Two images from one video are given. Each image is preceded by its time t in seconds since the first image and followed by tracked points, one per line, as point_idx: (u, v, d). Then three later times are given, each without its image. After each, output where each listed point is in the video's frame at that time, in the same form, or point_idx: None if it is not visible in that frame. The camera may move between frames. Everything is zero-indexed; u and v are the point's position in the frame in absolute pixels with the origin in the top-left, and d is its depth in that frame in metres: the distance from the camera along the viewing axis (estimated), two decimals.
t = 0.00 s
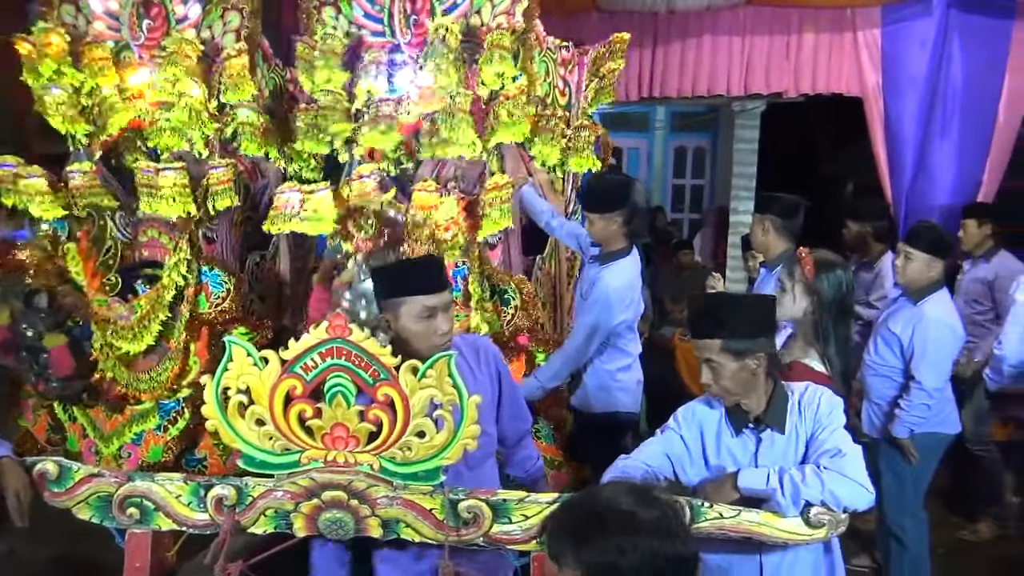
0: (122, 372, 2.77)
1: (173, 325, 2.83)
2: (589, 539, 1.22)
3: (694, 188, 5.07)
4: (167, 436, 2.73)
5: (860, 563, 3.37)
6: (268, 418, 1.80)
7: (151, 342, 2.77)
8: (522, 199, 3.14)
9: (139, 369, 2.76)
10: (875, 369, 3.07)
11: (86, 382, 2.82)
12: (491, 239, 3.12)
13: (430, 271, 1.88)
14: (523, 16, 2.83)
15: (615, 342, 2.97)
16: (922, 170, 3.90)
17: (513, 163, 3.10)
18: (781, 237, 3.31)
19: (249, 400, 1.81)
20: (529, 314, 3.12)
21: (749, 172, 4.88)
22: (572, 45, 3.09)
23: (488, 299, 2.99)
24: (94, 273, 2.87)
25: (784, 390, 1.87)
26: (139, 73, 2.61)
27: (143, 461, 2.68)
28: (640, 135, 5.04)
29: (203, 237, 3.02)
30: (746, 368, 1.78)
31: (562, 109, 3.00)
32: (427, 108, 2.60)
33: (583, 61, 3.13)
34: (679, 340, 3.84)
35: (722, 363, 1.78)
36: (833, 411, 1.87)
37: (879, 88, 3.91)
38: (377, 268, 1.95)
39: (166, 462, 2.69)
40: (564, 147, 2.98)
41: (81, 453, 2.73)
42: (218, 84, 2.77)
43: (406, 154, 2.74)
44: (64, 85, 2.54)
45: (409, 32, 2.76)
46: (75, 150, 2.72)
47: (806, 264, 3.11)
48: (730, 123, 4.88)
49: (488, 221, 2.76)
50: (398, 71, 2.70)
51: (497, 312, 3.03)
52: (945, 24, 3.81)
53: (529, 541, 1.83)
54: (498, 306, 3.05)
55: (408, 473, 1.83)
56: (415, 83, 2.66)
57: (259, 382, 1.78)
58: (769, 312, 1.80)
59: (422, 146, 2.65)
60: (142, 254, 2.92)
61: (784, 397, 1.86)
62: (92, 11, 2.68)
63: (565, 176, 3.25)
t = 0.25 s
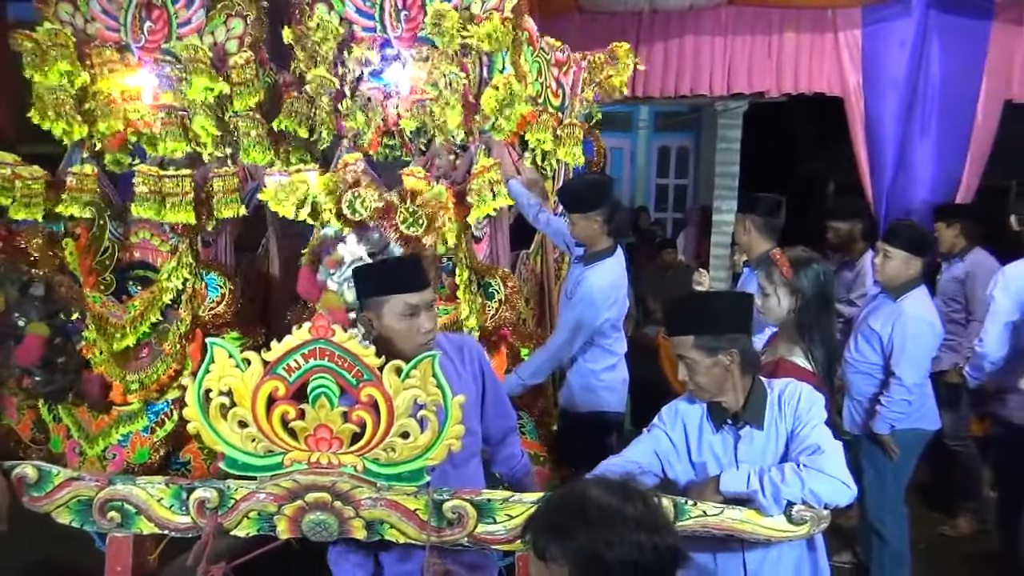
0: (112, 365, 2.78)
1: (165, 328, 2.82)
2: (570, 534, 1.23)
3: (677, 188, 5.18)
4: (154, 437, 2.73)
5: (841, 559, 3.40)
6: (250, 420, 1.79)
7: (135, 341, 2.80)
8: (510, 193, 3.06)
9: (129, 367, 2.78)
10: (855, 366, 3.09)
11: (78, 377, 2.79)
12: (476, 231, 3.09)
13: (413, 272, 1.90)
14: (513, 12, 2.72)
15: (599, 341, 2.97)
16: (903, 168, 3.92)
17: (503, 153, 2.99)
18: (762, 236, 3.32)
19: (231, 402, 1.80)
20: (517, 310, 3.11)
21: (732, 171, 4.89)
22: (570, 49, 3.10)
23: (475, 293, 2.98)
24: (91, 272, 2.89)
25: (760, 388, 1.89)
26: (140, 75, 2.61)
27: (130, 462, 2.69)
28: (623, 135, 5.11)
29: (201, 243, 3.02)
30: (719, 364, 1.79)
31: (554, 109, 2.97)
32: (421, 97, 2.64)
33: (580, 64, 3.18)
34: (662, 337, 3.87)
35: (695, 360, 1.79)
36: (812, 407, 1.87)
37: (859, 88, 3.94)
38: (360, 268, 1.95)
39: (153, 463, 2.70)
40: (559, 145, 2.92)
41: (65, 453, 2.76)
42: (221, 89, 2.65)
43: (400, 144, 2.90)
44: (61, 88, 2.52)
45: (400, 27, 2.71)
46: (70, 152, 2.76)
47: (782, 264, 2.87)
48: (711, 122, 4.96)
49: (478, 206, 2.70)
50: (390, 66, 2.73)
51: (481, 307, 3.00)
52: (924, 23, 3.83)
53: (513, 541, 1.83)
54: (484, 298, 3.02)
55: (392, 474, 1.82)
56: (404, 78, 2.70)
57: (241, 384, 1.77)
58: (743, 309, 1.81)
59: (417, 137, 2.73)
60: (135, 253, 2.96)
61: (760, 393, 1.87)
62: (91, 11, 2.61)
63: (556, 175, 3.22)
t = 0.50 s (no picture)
0: (98, 364, 2.72)
1: (146, 327, 2.79)
2: (539, 533, 1.24)
3: (649, 188, 5.26)
4: (133, 436, 2.67)
5: (812, 554, 3.44)
6: (218, 423, 1.76)
7: (126, 340, 2.76)
8: (479, 198, 3.05)
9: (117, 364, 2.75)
10: (823, 363, 3.12)
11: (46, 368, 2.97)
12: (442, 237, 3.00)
13: (383, 267, 1.89)
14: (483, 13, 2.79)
15: (572, 340, 2.97)
16: (869, 168, 3.98)
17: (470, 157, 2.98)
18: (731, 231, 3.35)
19: (199, 405, 1.77)
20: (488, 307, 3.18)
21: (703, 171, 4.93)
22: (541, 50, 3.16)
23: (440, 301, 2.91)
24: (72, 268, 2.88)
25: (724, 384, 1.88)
26: (92, 73, 2.55)
27: (107, 462, 2.63)
28: (596, 134, 5.21)
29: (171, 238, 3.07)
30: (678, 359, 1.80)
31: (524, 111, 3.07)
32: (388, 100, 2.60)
33: (548, 67, 3.30)
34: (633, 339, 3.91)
35: (654, 356, 1.81)
36: (775, 402, 1.86)
37: (826, 88, 3.99)
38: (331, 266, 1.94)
39: (131, 463, 2.65)
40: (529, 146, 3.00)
41: (37, 456, 2.63)
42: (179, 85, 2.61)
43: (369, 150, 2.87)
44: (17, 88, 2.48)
45: (370, 27, 2.66)
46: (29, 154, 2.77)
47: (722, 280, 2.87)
48: (682, 122, 5.02)
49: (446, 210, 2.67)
50: (361, 65, 2.66)
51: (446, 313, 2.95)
52: (888, 25, 3.88)
53: (486, 541, 1.82)
54: (447, 305, 2.98)
55: (362, 476, 1.81)
56: (372, 79, 2.65)
57: (209, 387, 1.74)
58: (704, 304, 1.82)
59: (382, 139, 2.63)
60: (110, 253, 2.94)
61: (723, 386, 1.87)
62: (40, 10, 2.54)
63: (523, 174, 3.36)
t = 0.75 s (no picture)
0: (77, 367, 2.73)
1: (116, 323, 2.81)
2: (511, 527, 1.22)
3: (624, 188, 5.32)
4: (109, 439, 2.60)
5: (787, 549, 3.47)
6: (190, 426, 1.75)
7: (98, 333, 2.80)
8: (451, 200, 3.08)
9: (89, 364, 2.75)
10: (795, 360, 3.16)
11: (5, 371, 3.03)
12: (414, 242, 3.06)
13: (359, 268, 1.87)
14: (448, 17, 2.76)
15: (546, 338, 2.98)
16: (840, 168, 4.02)
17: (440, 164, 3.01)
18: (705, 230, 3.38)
19: (170, 408, 1.75)
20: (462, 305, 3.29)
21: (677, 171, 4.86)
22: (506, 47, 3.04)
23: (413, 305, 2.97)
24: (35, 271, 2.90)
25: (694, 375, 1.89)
26: (53, 71, 2.46)
27: (84, 467, 2.57)
28: (571, 134, 5.23)
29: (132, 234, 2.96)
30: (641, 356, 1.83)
31: (489, 111, 2.98)
32: (354, 105, 2.54)
33: (513, 60, 3.06)
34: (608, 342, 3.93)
35: (619, 352, 1.85)
36: (736, 402, 1.85)
37: (797, 88, 4.03)
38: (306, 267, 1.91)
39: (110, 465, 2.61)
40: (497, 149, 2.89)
41: (11, 466, 2.48)
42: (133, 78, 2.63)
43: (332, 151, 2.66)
44: None
45: (330, 29, 2.64)
46: None
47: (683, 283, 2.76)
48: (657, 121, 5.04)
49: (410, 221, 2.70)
50: (321, 67, 2.58)
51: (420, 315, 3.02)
52: (858, 27, 3.92)
53: (462, 541, 1.81)
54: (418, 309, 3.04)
55: (337, 478, 1.80)
56: (338, 81, 2.57)
57: (180, 389, 1.72)
58: (671, 304, 1.84)
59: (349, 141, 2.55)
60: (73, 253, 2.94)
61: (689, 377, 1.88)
62: None
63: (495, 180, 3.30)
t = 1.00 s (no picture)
0: (32, 378, 2.57)
1: (76, 330, 2.59)
2: (481, 519, 1.23)
3: (604, 187, 5.33)
4: (73, 447, 2.58)
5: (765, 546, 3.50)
6: (168, 429, 1.73)
7: (60, 351, 2.56)
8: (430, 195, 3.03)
9: (47, 378, 2.56)
10: (772, 359, 3.20)
11: None
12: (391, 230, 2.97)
13: (341, 268, 1.87)
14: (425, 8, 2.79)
15: (525, 337, 2.98)
16: (818, 167, 4.04)
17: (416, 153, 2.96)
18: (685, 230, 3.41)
19: (147, 411, 1.73)
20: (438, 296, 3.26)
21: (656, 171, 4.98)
22: (485, 49, 2.97)
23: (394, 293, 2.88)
24: None
25: (673, 377, 1.88)
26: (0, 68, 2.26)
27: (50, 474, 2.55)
28: (550, 134, 5.24)
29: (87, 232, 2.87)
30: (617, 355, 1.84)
31: (470, 109, 2.88)
32: (335, 91, 2.52)
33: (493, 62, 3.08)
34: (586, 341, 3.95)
35: (597, 351, 1.86)
36: (698, 404, 1.82)
37: (774, 88, 4.07)
38: (285, 266, 1.91)
39: (73, 473, 2.60)
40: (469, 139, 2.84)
41: None
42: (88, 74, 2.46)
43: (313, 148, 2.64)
44: None
45: (310, 23, 2.60)
46: None
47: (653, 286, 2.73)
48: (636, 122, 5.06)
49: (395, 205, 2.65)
50: (300, 62, 2.54)
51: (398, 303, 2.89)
52: (834, 28, 3.91)
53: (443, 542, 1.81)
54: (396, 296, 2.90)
55: (317, 480, 1.79)
56: (315, 74, 2.52)
57: (158, 391, 1.71)
58: (649, 306, 1.83)
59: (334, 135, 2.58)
60: (38, 256, 2.60)
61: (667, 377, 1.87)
62: None
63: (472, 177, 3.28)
